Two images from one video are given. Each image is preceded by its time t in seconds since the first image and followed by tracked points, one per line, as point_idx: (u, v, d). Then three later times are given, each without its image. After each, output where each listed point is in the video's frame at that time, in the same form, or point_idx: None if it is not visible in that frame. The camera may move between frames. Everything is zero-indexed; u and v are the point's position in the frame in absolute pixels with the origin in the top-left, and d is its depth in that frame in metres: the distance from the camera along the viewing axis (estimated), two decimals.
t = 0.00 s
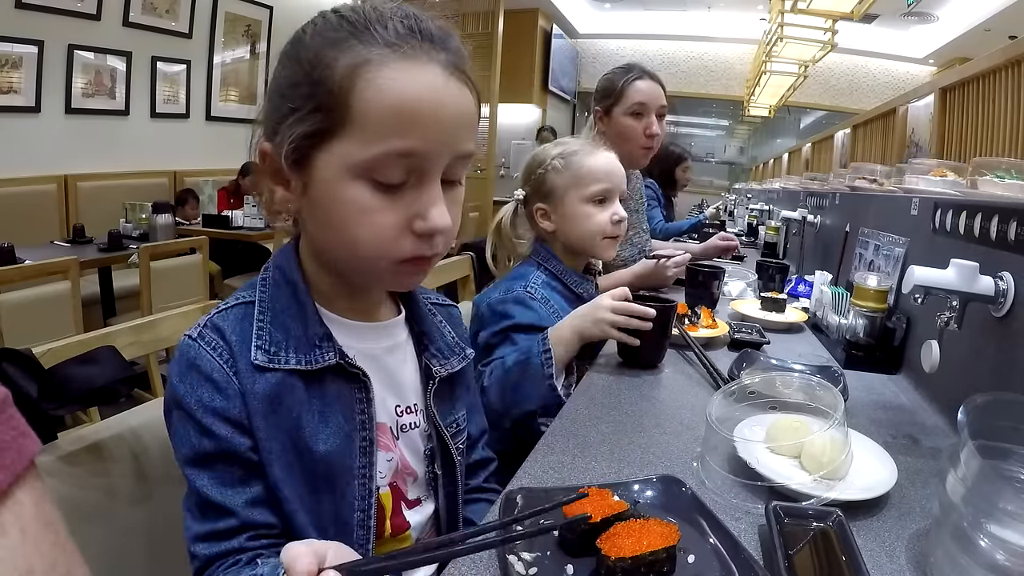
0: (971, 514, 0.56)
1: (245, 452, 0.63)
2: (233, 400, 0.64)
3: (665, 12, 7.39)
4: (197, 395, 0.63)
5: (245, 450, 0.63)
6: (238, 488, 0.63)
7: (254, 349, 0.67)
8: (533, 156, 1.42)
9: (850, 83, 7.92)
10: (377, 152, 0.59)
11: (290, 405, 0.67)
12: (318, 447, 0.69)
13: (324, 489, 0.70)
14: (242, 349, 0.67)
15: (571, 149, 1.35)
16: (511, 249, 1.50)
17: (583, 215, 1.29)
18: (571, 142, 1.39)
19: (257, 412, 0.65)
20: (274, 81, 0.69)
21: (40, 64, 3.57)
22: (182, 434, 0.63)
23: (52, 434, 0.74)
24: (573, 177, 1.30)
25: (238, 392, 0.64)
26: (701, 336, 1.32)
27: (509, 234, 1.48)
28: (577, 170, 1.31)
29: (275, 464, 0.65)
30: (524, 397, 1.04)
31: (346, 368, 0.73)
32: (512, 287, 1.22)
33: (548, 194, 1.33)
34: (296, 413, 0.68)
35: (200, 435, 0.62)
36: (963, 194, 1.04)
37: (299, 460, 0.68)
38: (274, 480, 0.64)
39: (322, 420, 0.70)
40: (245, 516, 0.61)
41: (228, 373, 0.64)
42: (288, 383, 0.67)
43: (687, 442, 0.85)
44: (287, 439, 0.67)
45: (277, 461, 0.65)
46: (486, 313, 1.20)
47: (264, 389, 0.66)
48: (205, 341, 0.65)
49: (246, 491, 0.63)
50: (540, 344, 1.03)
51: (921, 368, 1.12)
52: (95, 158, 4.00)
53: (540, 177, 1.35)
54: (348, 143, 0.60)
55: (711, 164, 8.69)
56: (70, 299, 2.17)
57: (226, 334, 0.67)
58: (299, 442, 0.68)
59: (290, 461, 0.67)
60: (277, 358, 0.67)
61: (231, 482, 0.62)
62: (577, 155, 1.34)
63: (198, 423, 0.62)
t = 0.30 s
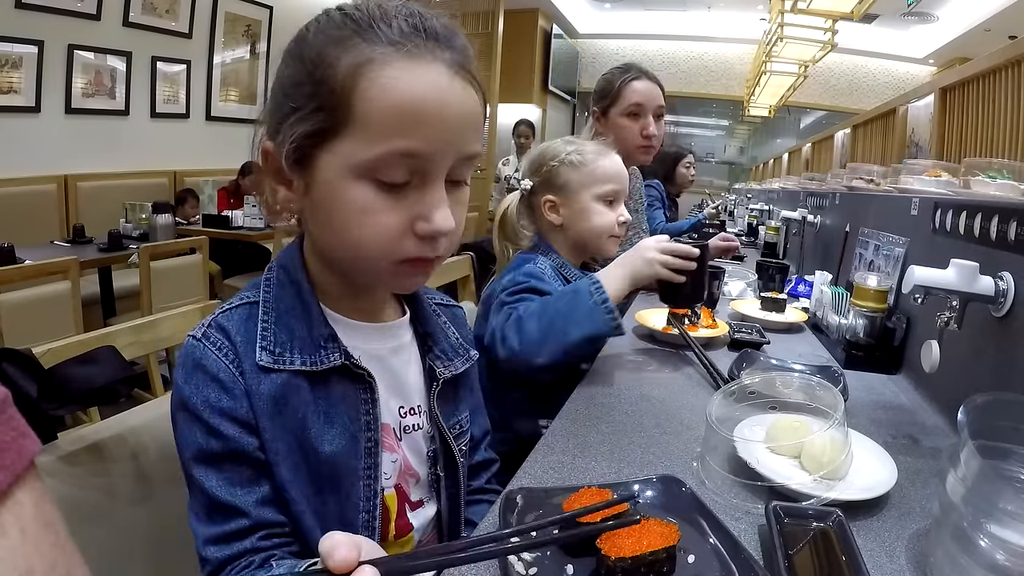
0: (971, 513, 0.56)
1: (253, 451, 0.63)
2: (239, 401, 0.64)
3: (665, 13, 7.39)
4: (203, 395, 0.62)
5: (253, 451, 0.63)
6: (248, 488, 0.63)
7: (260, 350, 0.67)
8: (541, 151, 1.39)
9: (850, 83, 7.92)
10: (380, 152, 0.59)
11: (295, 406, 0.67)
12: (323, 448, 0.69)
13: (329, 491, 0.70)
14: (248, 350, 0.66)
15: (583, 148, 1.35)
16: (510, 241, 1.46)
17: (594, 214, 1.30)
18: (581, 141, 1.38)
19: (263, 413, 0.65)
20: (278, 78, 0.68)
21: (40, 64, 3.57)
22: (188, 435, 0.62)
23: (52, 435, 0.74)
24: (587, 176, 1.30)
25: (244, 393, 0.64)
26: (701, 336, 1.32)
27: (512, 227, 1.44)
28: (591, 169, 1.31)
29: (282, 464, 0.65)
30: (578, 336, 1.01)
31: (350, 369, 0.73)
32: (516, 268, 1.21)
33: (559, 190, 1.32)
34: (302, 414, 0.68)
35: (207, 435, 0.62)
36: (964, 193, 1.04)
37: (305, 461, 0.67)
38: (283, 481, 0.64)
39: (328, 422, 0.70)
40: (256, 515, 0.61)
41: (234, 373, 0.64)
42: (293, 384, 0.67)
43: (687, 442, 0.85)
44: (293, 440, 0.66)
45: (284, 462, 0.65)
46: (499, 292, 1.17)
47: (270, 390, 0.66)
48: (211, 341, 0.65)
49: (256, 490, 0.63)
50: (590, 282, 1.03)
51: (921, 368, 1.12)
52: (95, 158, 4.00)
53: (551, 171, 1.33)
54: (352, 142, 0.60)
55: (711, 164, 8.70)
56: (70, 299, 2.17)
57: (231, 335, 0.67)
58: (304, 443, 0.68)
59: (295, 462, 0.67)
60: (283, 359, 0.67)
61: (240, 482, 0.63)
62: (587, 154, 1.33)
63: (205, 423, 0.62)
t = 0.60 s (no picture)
0: (971, 513, 0.55)
1: (253, 450, 0.63)
2: (239, 400, 0.64)
3: (665, 12, 7.39)
4: (202, 394, 0.62)
5: (253, 450, 0.63)
6: (249, 487, 0.62)
7: (259, 350, 0.67)
8: (542, 149, 1.38)
9: (850, 83, 7.93)
10: (382, 153, 0.59)
11: (295, 405, 0.67)
12: (323, 447, 0.69)
13: (328, 490, 0.70)
14: (247, 350, 0.66)
15: (585, 146, 1.35)
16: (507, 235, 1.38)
17: (597, 213, 1.30)
18: (582, 140, 1.38)
19: (263, 412, 0.64)
20: (282, 77, 0.69)
21: (40, 64, 3.57)
22: (187, 434, 0.62)
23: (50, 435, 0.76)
24: (591, 175, 1.30)
25: (244, 392, 0.64)
26: (701, 336, 1.31)
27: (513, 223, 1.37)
28: (596, 168, 1.31)
29: (283, 464, 0.65)
30: (678, 318, 1.07)
31: (350, 369, 0.73)
32: (544, 247, 1.19)
33: (563, 187, 1.32)
34: (301, 414, 0.68)
35: (207, 434, 0.61)
36: (963, 193, 1.04)
37: (304, 461, 0.67)
38: (283, 480, 0.64)
39: (327, 422, 0.70)
40: (257, 513, 0.61)
41: (233, 372, 0.64)
42: (293, 383, 0.67)
43: (687, 443, 0.85)
44: (292, 439, 0.66)
45: (284, 461, 0.65)
46: (546, 269, 1.15)
47: (269, 389, 0.65)
48: (210, 340, 0.65)
49: (257, 489, 0.63)
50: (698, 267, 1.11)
51: (921, 368, 1.12)
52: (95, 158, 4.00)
53: (554, 168, 1.32)
54: (355, 141, 0.60)
55: (711, 164, 8.76)
56: (70, 299, 2.18)
57: (230, 335, 0.67)
58: (303, 442, 0.68)
59: (294, 461, 0.67)
60: (282, 359, 0.67)
61: (242, 481, 0.62)
62: (590, 151, 1.33)
63: (205, 422, 0.61)
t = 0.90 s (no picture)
0: (971, 514, 0.55)
1: (255, 446, 0.63)
2: (241, 396, 0.63)
3: (664, 12, 7.39)
4: (204, 391, 0.62)
5: (255, 445, 0.63)
6: (251, 484, 0.62)
7: (261, 348, 0.67)
8: (549, 149, 1.38)
9: (850, 83, 7.93)
10: (385, 153, 0.59)
11: (296, 403, 0.67)
12: (323, 445, 0.69)
13: (327, 487, 0.70)
14: (249, 347, 0.66)
15: (592, 146, 1.35)
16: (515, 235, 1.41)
17: (605, 212, 1.31)
18: (588, 141, 1.38)
19: (265, 409, 0.65)
20: (286, 77, 0.69)
21: (40, 64, 3.57)
22: (189, 430, 0.61)
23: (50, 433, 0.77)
24: (598, 174, 1.30)
25: (246, 388, 0.64)
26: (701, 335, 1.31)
27: (522, 221, 1.40)
28: (603, 168, 1.31)
29: (284, 461, 0.65)
30: (708, 330, 1.11)
31: (351, 368, 0.73)
32: (563, 247, 1.22)
33: (571, 186, 1.32)
34: (302, 412, 0.68)
35: (209, 429, 0.61)
36: (963, 194, 1.04)
37: (304, 459, 0.67)
38: (285, 477, 0.64)
39: (329, 420, 0.70)
40: (259, 509, 0.61)
41: (235, 369, 0.64)
42: (294, 381, 0.68)
43: (686, 442, 0.85)
44: (292, 436, 0.67)
45: (284, 458, 0.65)
46: (572, 271, 1.17)
47: (271, 386, 0.66)
48: (212, 337, 0.65)
49: (259, 485, 0.63)
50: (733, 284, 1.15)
51: (921, 368, 1.12)
52: (95, 158, 4.00)
53: (562, 168, 1.32)
54: (358, 142, 0.60)
55: (711, 164, 8.80)
56: (70, 299, 2.17)
57: (232, 332, 0.67)
58: (303, 439, 0.68)
59: (294, 458, 0.67)
60: (284, 357, 0.67)
61: (243, 477, 0.62)
62: (597, 151, 1.33)
63: (207, 418, 0.61)
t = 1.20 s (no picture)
0: (971, 514, 0.55)
1: (258, 439, 0.63)
2: (244, 389, 0.64)
3: (664, 12, 7.39)
4: (208, 383, 0.62)
5: (258, 439, 0.63)
6: (252, 477, 0.62)
7: (265, 341, 0.67)
8: (555, 149, 1.39)
9: (850, 83, 7.92)
10: (394, 149, 0.60)
11: (299, 396, 0.68)
12: (326, 440, 0.69)
13: (328, 482, 0.70)
14: (253, 340, 0.66)
15: (599, 147, 1.35)
16: (522, 235, 1.35)
17: (612, 213, 1.31)
18: (594, 142, 1.39)
19: (268, 403, 0.65)
20: (297, 75, 0.69)
21: (40, 64, 3.57)
22: (191, 424, 0.61)
23: (50, 433, 0.77)
24: (606, 175, 1.30)
25: (249, 382, 0.64)
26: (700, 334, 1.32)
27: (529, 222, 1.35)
28: (610, 169, 1.31)
29: (285, 455, 0.65)
30: (721, 338, 1.13)
31: (354, 363, 0.73)
32: (571, 246, 1.22)
33: (577, 186, 1.32)
34: (305, 406, 0.68)
35: (211, 423, 0.61)
36: (963, 194, 1.04)
37: (306, 452, 0.68)
38: (287, 470, 0.64)
39: (332, 414, 0.70)
40: (259, 504, 0.61)
41: (239, 362, 0.64)
42: (298, 375, 0.68)
43: (686, 442, 0.85)
44: (294, 430, 0.67)
45: (286, 452, 0.65)
46: (581, 269, 1.18)
47: (274, 379, 0.66)
48: (217, 330, 0.65)
49: (259, 480, 0.63)
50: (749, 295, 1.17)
51: (921, 368, 1.12)
52: (95, 158, 4.00)
53: (569, 169, 1.32)
54: (367, 139, 0.60)
55: (711, 164, 8.79)
56: (70, 299, 2.17)
57: (238, 325, 0.67)
58: (305, 434, 0.68)
59: (296, 453, 0.67)
60: (288, 351, 0.68)
61: (244, 471, 0.62)
62: (603, 152, 1.34)
63: (210, 410, 0.61)
